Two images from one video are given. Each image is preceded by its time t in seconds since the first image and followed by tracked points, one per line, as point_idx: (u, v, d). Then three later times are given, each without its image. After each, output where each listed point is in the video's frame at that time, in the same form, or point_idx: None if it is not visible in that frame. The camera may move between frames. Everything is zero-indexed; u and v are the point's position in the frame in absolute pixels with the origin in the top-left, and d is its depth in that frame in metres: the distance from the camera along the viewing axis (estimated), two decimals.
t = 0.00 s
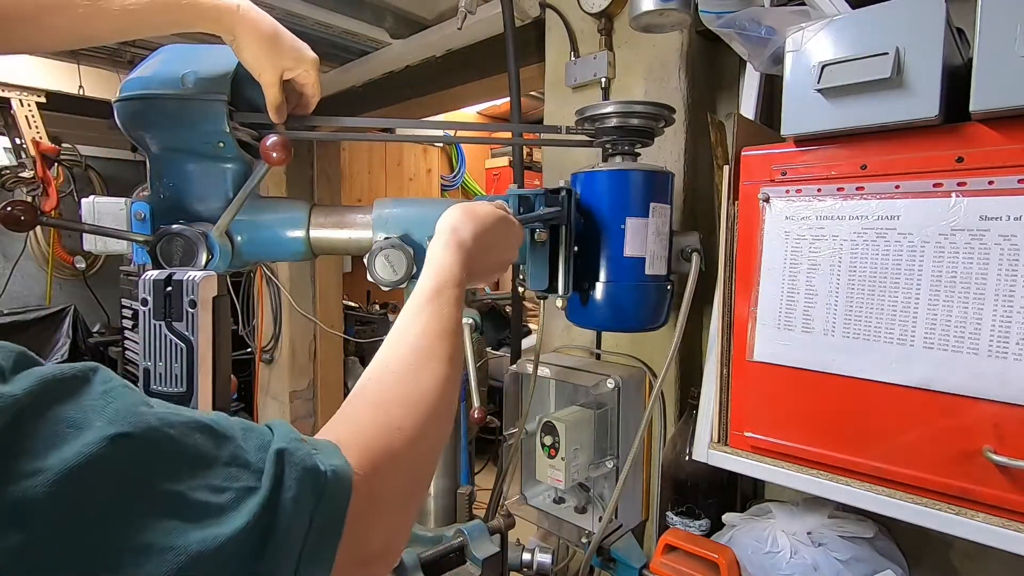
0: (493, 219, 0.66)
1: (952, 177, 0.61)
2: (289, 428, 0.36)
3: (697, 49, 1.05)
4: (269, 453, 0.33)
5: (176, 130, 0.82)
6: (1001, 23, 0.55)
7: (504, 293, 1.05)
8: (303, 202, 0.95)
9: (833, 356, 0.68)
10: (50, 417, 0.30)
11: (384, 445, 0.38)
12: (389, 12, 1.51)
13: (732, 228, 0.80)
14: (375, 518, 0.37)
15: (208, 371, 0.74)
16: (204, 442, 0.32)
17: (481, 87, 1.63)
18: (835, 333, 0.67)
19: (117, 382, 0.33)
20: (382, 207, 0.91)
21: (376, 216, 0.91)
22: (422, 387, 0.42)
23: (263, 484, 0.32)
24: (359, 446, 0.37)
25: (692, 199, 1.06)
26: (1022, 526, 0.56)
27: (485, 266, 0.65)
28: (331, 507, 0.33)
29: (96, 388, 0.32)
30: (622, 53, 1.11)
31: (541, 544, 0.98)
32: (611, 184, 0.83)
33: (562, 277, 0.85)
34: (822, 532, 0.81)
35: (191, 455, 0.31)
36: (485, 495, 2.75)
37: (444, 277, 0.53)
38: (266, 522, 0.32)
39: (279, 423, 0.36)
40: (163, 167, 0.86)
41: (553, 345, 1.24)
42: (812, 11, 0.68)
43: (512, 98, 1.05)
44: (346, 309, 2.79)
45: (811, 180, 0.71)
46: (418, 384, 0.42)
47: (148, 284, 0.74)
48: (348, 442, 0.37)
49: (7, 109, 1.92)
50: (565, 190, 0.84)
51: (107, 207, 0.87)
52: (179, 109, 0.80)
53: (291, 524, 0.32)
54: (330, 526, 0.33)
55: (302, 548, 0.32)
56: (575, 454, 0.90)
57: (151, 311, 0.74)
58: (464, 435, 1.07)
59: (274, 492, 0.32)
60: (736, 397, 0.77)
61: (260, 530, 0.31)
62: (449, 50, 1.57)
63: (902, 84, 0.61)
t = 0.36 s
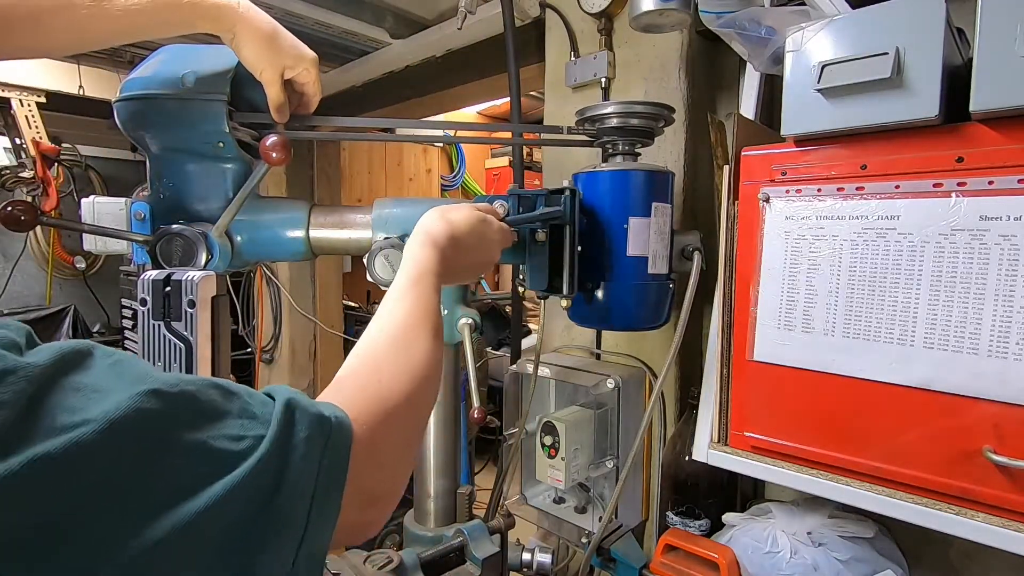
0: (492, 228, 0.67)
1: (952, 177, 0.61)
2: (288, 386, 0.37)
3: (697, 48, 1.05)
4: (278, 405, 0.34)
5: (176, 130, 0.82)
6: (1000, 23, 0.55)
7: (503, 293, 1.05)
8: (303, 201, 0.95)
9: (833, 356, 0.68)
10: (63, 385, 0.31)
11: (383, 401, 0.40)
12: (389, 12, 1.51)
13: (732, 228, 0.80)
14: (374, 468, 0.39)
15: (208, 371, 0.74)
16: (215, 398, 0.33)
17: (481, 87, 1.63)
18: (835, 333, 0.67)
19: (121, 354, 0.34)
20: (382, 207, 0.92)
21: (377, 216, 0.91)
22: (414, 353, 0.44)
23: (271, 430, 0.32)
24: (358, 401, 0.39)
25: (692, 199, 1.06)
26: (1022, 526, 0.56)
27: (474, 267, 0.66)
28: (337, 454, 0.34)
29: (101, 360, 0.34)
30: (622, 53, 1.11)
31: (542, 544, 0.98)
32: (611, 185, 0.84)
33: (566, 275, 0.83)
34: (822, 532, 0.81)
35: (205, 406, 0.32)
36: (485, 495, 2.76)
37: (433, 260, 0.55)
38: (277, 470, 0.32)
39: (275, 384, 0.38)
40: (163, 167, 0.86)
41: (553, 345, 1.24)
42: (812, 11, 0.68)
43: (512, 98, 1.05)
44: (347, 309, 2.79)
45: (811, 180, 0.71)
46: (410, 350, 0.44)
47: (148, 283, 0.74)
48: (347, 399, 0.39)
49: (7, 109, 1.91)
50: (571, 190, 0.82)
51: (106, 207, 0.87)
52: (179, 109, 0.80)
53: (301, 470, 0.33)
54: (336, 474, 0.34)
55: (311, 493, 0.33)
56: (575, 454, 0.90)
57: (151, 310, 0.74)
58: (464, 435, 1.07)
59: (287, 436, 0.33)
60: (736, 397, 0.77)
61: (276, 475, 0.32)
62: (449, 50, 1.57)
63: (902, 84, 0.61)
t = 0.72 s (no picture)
0: (487, 224, 0.68)
1: (952, 177, 0.61)
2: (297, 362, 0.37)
3: (697, 48, 1.05)
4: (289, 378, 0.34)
5: (176, 131, 0.82)
6: (1001, 24, 0.55)
7: (504, 293, 1.05)
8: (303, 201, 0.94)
9: (833, 356, 0.68)
10: (75, 358, 0.30)
11: (391, 373, 0.41)
12: (389, 12, 1.51)
13: (732, 228, 0.80)
14: (396, 436, 0.40)
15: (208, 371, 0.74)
16: (226, 371, 0.34)
17: (481, 87, 1.63)
18: (835, 333, 0.67)
19: (132, 331, 0.34)
20: (382, 208, 0.92)
21: (377, 217, 0.91)
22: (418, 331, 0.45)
23: (284, 394, 0.33)
24: (371, 374, 0.40)
25: (692, 199, 1.06)
26: (1022, 526, 0.56)
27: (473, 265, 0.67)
28: (348, 425, 0.34)
29: (113, 335, 0.33)
30: (622, 53, 1.11)
31: (542, 544, 0.98)
32: (612, 185, 0.84)
33: (567, 274, 0.83)
34: (822, 532, 0.81)
35: (216, 379, 0.32)
36: (485, 495, 2.76)
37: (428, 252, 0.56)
38: (290, 440, 0.32)
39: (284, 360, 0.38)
40: (163, 167, 0.86)
41: (553, 345, 1.24)
42: (812, 11, 0.68)
43: (512, 98, 1.05)
44: (346, 309, 2.79)
45: (811, 180, 0.71)
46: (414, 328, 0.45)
47: (148, 283, 0.74)
48: (359, 372, 0.40)
49: (7, 109, 1.91)
50: (571, 189, 0.82)
51: (106, 208, 0.88)
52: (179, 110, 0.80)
53: (313, 439, 0.33)
54: (351, 442, 0.34)
55: (327, 459, 0.33)
56: (575, 454, 0.90)
57: (152, 311, 0.74)
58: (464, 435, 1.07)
59: (299, 406, 0.33)
60: (736, 397, 0.77)
61: (287, 447, 0.32)
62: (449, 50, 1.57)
63: (902, 84, 0.61)
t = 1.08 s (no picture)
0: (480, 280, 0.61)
1: (952, 177, 0.61)
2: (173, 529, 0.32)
3: (697, 48, 1.05)
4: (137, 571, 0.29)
5: (175, 131, 0.82)
6: (1001, 24, 0.55)
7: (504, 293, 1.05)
8: (303, 201, 0.94)
9: (833, 356, 0.68)
10: None
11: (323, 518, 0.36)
12: (389, 12, 1.52)
13: (732, 228, 0.80)
14: None
15: (208, 371, 0.74)
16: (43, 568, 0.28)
17: (481, 87, 1.63)
18: (835, 334, 0.67)
19: None
20: (382, 208, 0.92)
21: (377, 217, 0.92)
22: (358, 490, 0.39)
23: None
24: (284, 534, 0.35)
25: (692, 199, 1.06)
26: (1022, 526, 0.56)
27: (477, 327, 0.61)
28: None
29: None
30: (622, 53, 1.11)
31: (542, 544, 0.98)
32: (613, 185, 0.84)
33: (567, 274, 0.83)
34: (822, 532, 0.81)
35: None
36: (485, 495, 2.76)
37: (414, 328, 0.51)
38: None
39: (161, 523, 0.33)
40: (163, 167, 0.86)
41: (553, 345, 1.24)
42: (812, 10, 0.68)
43: (512, 98, 1.05)
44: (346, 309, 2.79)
45: (811, 180, 0.71)
46: (353, 486, 0.39)
47: (148, 283, 0.74)
48: (269, 532, 0.35)
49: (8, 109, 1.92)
50: (570, 189, 0.81)
51: (106, 208, 0.88)
52: (178, 110, 0.80)
53: None
54: None
55: None
56: (575, 454, 0.90)
57: (151, 311, 0.74)
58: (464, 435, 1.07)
59: None
60: (736, 397, 0.77)
61: None
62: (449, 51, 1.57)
63: (903, 84, 0.61)
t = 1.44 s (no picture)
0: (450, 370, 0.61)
1: (952, 177, 0.61)
2: None
3: (697, 48, 1.05)
4: None
5: (175, 131, 0.82)
6: (1001, 24, 0.55)
7: (504, 294, 1.05)
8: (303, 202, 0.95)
9: (833, 356, 0.68)
10: None
11: None
12: (389, 13, 1.52)
13: (732, 228, 0.80)
14: None
15: (208, 371, 0.74)
16: None
17: (481, 87, 1.63)
18: (835, 334, 0.67)
19: None
20: (382, 208, 0.92)
21: (377, 216, 0.92)
22: None
23: None
24: None
25: (692, 199, 1.06)
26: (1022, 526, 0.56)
27: (452, 420, 0.61)
28: None
29: None
30: (622, 53, 1.11)
31: (542, 544, 0.98)
32: (614, 185, 0.83)
33: (567, 275, 0.83)
34: (822, 532, 0.81)
35: None
36: (485, 495, 2.76)
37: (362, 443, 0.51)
38: None
39: None
40: (163, 167, 0.86)
41: (553, 345, 1.24)
42: (812, 10, 0.68)
43: (512, 98, 1.05)
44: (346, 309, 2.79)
45: (811, 180, 0.71)
46: None
47: (148, 283, 0.74)
48: None
49: (7, 109, 1.91)
50: (569, 189, 0.81)
51: (106, 207, 0.88)
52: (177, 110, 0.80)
53: None
54: None
55: None
56: (575, 454, 0.90)
57: (151, 311, 0.74)
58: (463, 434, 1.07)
59: None
60: (736, 397, 0.77)
61: None
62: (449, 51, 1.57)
63: (903, 84, 0.61)
